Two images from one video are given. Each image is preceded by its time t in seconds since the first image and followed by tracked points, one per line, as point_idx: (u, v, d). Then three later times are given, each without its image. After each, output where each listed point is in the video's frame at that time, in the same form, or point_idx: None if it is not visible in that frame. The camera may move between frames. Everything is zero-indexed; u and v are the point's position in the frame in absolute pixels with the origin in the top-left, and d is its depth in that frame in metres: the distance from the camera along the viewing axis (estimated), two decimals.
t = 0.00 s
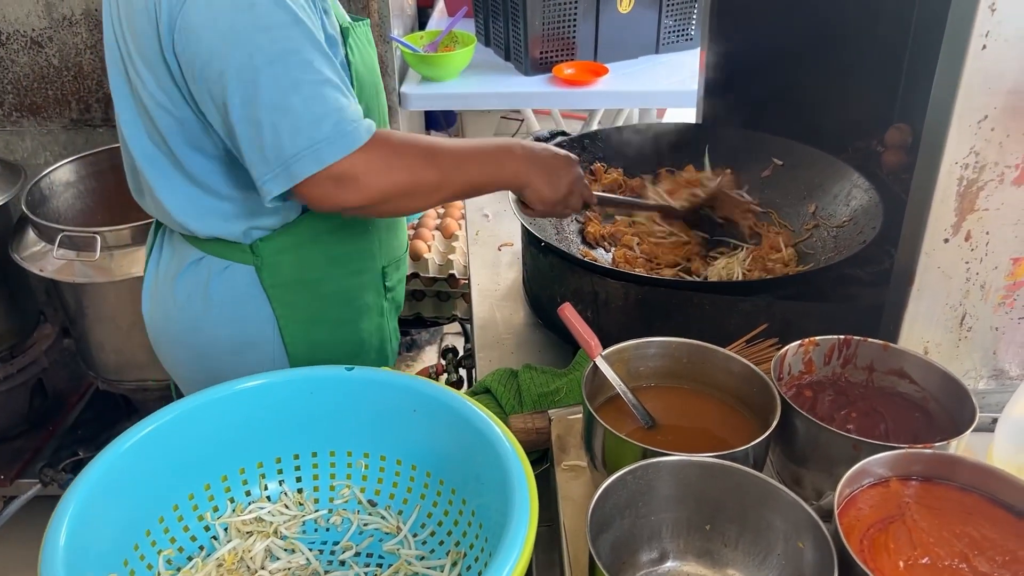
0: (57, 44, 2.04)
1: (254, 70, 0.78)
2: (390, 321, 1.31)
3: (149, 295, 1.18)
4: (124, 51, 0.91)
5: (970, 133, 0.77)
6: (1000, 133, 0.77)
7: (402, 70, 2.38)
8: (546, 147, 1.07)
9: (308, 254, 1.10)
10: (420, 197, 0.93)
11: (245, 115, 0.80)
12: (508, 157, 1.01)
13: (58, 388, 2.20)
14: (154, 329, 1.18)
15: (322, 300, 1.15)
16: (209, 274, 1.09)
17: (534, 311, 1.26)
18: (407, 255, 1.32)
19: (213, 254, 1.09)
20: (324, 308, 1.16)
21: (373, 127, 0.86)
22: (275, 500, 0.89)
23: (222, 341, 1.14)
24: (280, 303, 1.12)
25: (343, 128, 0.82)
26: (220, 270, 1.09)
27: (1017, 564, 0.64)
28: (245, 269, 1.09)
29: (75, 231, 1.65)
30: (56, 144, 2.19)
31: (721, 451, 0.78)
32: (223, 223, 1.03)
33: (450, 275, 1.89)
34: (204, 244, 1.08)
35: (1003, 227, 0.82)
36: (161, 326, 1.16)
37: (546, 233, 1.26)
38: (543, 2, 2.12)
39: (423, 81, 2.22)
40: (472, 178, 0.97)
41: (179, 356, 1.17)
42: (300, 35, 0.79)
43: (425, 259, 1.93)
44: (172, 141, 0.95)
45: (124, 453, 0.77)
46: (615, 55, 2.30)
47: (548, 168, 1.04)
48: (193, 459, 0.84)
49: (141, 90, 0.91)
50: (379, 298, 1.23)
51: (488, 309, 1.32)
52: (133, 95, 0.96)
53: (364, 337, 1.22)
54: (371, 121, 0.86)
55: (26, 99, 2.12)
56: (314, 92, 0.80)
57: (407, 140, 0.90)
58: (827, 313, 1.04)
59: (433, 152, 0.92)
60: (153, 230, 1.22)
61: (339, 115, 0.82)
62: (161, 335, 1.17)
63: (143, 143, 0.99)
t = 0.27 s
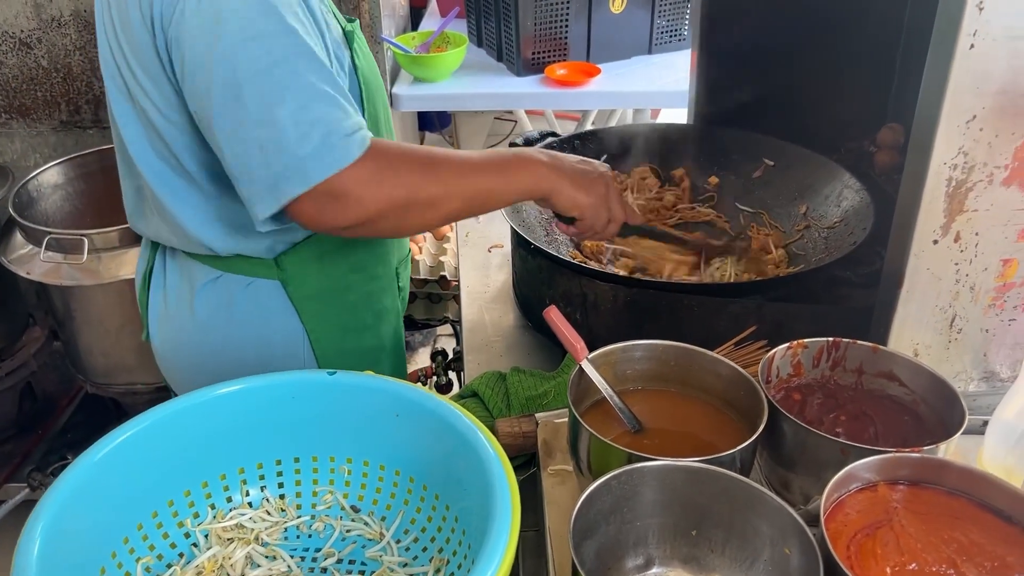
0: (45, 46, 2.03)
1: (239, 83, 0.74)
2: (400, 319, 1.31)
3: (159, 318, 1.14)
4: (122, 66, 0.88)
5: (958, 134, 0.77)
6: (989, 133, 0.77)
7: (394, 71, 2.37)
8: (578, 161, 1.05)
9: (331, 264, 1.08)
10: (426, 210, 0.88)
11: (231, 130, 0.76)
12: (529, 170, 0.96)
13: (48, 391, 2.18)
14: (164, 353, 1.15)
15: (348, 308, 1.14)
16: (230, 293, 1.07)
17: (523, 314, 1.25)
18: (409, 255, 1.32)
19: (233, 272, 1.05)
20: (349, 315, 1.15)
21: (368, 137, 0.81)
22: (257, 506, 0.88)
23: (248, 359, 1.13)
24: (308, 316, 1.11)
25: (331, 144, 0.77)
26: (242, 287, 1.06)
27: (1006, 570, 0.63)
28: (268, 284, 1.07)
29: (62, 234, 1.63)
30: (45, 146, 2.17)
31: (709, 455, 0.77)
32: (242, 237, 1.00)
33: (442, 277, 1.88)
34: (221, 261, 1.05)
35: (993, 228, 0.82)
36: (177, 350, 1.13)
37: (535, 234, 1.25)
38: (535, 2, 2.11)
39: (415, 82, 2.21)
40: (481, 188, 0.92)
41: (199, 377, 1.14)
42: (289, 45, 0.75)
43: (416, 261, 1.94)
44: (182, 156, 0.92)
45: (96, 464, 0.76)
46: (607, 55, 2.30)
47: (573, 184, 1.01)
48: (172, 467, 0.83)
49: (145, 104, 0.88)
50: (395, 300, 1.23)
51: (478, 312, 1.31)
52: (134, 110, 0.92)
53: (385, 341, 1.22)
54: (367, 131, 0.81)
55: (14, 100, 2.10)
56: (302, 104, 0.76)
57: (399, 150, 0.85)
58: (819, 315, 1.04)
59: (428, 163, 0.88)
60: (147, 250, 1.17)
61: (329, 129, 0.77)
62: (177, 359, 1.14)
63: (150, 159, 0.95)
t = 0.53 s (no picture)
0: (39, 47, 2.02)
1: (232, 84, 0.72)
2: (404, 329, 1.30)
3: (158, 331, 1.13)
4: (124, 81, 0.87)
5: (953, 136, 0.76)
6: (984, 135, 0.76)
7: (390, 72, 2.37)
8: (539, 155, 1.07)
9: (336, 275, 1.08)
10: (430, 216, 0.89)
11: (223, 133, 0.73)
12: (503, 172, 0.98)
13: (42, 394, 2.17)
14: (165, 368, 1.14)
15: (352, 319, 1.14)
16: (232, 305, 1.07)
17: (518, 316, 1.24)
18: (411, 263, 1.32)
19: (236, 284, 1.05)
20: (354, 327, 1.15)
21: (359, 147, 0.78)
22: (249, 512, 0.87)
23: (251, 371, 1.12)
24: (313, 328, 1.11)
25: (326, 148, 0.75)
26: (246, 299, 1.07)
27: None
28: (274, 296, 1.07)
29: (56, 237, 1.62)
30: (40, 148, 2.16)
31: (704, 460, 0.77)
32: (249, 252, 1.01)
33: (438, 279, 1.88)
34: (222, 274, 1.04)
35: (988, 231, 0.81)
36: (178, 364, 1.12)
37: (530, 236, 1.24)
38: (530, 3, 2.10)
39: (410, 84, 2.20)
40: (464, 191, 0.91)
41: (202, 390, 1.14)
42: (284, 48, 0.73)
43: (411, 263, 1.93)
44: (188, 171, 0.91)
45: (86, 470, 0.75)
46: (602, 56, 2.29)
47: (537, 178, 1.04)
48: (164, 473, 0.83)
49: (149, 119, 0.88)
50: (398, 310, 1.23)
51: (472, 314, 1.31)
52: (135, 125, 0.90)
53: (389, 352, 1.22)
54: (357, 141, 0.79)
55: (8, 102, 2.09)
56: (297, 107, 0.73)
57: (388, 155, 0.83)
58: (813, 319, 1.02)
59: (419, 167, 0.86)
60: (145, 260, 1.16)
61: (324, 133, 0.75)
62: (179, 373, 1.13)
63: (151, 173, 0.93)
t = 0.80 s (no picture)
0: (36, 47, 2.01)
1: (281, 108, 0.74)
2: (400, 334, 1.30)
3: (149, 332, 1.13)
4: (115, 97, 0.88)
5: (952, 136, 0.76)
6: (983, 135, 0.76)
7: (387, 72, 2.37)
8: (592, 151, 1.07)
9: (321, 281, 1.07)
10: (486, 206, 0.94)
11: (278, 155, 0.76)
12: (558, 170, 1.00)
13: (39, 394, 2.17)
14: (156, 369, 1.15)
15: (337, 326, 1.13)
16: (216, 310, 1.06)
17: (517, 316, 1.24)
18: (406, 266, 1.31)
19: (221, 288, 1.05)
20: (340, 332, 1.14)
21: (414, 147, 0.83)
22: (247, 512, 0.87)
23: (237, 375, 1.12)
24: (297, 333, 1.10)
25: (383, 156, 0.79)
26: (230, 304, 1.06)
27: None
28: (258, 301, 1.06)
29: (53, 237, 1.62)
30: (37, 148, 2.15)
31: (703, 460, 0.77)
32: (233, 259, 1.00)
33: (436, 279, 1.88)
34: (211, 279, 1.04)
35: (987, 231, 0.81)
36: (167, 365, 1.12)
37: (528, 235, 1.24)
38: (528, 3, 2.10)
39: (408, 84, 2.20)
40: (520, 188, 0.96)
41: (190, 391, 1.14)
42: (319, 63, 0.75)
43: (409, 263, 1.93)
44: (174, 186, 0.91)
45: (85, 470, 0.75)
46: (600, 56, 2.29)
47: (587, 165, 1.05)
48: (163, 474, 0.82)
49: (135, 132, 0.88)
50: (390, 317, 1.22)
51: (471, 315, 1.31)
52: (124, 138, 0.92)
53: (380, 358, 1.21)
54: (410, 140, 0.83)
55: (5, 102, 2.09)
56: (348, 120, 0.76)
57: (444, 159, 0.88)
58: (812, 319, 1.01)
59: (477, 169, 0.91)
60: (141, 262, 1.17)
61: (377, 141, 0.78)
62: (168, 374, 1.13)
63: (139, 187, 0.95)
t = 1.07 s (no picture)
0: (35, 47, 2.01)
1: (229, 81, 0.71)
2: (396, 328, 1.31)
3: (151, 325, 1.13)
4: (112, 90, 0.87)
5: (947, 136, 0.77)
6: (978, 135, 0.77)
7: (385, 72, 2.37)
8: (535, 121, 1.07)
9: (325, 272, 1.08)
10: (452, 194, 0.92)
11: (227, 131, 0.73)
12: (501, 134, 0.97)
13: (37, 394, 2.17)
14: (154, 361, 1.15)
15: (339, 319, 1.14)
16: (220, 302, 1.06)
17: (515, 315, 1.24)
18: (405, 261, 1.32)
19: (223, 281, 1.05)
20: (342, 325, 1.15)
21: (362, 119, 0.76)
22: (245, 510, 0.87)
23: (239, 368, 1.12)
24: (300, 325, 1.10)
25: (328, 127, 0.73)
26: (234, 297, 1.06)
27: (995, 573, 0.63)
28: (261, 293, 1.07)
29: (51, 236, 1.62)
30: (35, 148, 2.15)
31: (700, 458, 0.77)
32: (234, 249, 1.00)
33: (434, 278, 1.88)
34: (213, 271, 1.05)
35: (982, 230, 0.82)
36: (168, 359, 1.11)
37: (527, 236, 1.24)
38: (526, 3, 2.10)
39: (406, 83, 2.20)
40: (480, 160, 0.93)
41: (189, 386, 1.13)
42: (274, 35, 0.72)
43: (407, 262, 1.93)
44: (168, 173, 0.91)
45: (84, 468, 0.75)
46: (598, 57, 2.29)
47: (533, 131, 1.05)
48: (162, 471, 0.83)
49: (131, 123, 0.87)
50: (390, 309, 1.23)
51: (469, 314, 1.31)
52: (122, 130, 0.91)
53: (379, 350, 1.22)
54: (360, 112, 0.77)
55: (3, 101, 2.09)
56: (294, 90, 0.72)
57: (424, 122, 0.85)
58: (810, 319, 1.00)
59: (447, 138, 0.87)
60: (141, 257, 1.16)
61: (321, 109, 0.73)
62: (168, 367, 1.13)
63: (139, 178, 0.94)
